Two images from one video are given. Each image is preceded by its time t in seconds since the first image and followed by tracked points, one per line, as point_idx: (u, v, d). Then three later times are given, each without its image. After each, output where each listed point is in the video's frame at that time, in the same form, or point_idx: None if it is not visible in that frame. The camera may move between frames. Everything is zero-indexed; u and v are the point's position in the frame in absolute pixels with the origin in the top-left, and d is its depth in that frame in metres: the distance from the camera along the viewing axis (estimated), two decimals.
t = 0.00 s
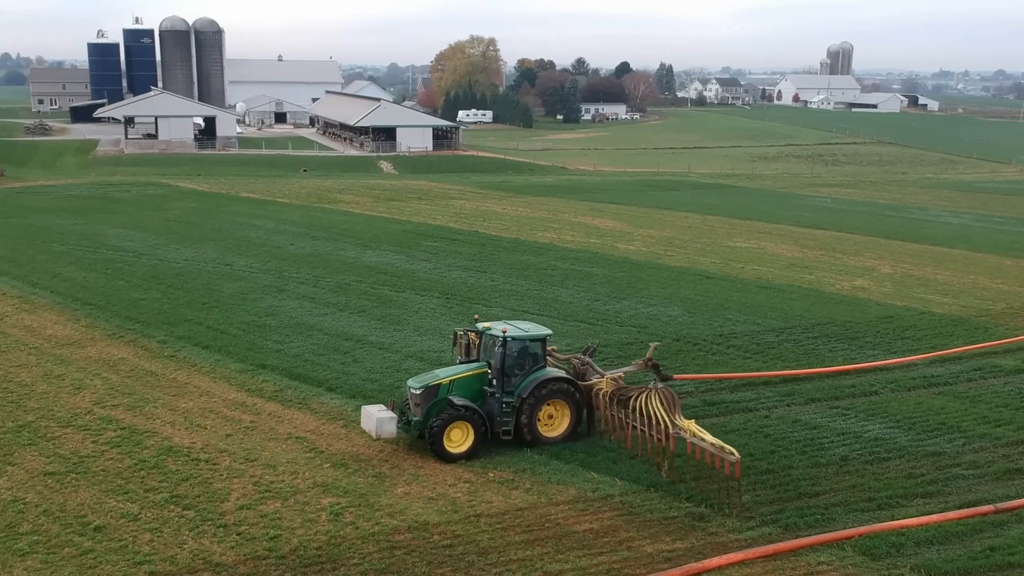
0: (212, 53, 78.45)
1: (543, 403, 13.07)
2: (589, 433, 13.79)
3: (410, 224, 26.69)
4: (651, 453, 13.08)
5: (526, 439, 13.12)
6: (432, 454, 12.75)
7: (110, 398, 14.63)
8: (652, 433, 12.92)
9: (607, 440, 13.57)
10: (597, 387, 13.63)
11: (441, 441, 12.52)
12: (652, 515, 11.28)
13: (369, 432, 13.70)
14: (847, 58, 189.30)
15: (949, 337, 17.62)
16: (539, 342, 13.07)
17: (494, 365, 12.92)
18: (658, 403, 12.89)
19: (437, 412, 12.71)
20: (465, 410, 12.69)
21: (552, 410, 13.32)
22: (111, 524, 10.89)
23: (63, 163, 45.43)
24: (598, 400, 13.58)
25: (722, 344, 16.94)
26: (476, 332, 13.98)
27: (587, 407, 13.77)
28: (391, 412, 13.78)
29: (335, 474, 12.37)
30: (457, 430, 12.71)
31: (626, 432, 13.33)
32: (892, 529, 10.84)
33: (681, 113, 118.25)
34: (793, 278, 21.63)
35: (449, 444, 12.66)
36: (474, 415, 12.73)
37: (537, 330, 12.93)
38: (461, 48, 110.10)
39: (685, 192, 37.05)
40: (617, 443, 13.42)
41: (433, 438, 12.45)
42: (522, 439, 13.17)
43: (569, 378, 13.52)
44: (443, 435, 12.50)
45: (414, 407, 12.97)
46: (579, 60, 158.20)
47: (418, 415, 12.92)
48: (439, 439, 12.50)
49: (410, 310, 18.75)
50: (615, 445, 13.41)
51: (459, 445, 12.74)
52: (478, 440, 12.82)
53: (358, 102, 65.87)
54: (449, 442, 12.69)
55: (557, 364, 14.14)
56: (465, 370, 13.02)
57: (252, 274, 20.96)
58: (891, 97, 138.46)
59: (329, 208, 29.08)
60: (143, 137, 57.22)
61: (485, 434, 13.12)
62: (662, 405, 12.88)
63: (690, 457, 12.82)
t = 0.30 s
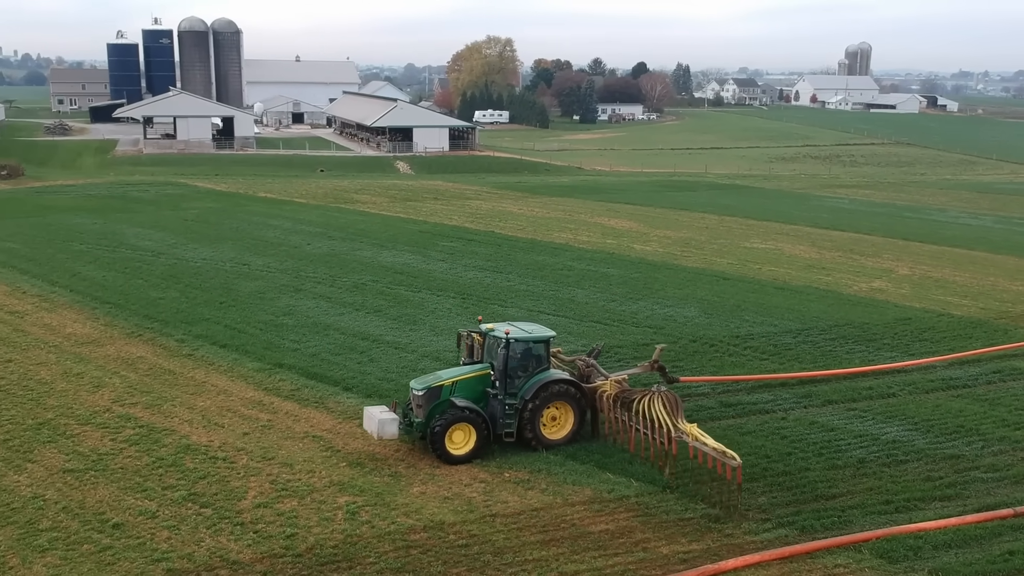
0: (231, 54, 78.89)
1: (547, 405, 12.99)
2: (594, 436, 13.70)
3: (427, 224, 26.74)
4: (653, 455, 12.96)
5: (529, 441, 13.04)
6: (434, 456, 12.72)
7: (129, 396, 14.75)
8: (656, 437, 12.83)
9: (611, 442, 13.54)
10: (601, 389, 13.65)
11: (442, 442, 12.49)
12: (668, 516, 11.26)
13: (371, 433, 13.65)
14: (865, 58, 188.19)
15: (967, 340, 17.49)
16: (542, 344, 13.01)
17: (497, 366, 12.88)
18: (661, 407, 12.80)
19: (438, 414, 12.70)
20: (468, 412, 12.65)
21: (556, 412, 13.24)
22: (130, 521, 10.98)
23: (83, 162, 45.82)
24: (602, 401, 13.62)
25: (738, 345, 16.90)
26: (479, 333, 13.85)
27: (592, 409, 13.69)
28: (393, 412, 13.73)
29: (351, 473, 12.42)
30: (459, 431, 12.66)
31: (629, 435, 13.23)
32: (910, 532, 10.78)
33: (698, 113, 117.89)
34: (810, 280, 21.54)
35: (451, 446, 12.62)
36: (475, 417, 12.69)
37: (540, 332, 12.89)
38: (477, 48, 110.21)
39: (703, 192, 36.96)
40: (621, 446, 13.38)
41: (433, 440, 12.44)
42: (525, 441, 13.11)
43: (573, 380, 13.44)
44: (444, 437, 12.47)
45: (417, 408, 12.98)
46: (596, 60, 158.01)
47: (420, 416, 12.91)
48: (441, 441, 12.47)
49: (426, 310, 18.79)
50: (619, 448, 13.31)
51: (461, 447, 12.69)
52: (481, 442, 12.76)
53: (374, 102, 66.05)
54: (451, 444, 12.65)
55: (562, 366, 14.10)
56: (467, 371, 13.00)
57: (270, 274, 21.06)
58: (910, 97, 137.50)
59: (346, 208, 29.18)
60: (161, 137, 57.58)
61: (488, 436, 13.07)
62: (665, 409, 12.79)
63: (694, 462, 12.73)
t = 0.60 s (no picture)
0: (249, 55, 79.35)
1: (550, 406, 12.93)
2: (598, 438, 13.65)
3: (443, 224, 26.79)
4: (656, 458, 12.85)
5: (532, 443, 12.97)
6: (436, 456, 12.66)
7: (147, 394, 14.86)
8: (659, 440, 12.65)
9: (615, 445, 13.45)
10: (605, 391, 13.64)
11: (444, 443, 12.44)
12: (684, 518, 11.25)
13: (373, 435, 13.52)
14: (884, 59, 187.21)
15: (986, 342, 17.36)
16: (545, 345, 13.01)
17: (500, 367, 12.89)
18: (663, 410, 12.62)
19: (441, 415, 12.72)
20: (470, 413, 12.63)
21: (559, 414, 13.18)
22: (148, 518, 11.06)
23: (103, 162, 46.18)
24: (607, 404, 13.57)
25: (755, 346, 16.86)
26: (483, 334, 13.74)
27: (596, 411, 13.67)
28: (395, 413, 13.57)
29: (367, 472, 12.47)
30: (461, 433, 12.62)
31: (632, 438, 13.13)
32: (927, 535, 10.73)
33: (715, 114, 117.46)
34: (828, 281, 21.46)
35: (453, 447, 12.58)
36: (478, 418, 12.66)
37: (543, 333, 12.90)
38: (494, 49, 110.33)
39: (720, 193, 36.86)
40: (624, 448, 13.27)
41: (435, 440, 12.41)
42: (529, 443, 13.05)
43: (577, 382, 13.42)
44: (446, 438, 12.44)
45: (420, 410, 13.02)
46: (613, 60, 157.87)
47: (422, 417, 12.94)
48: (443, 442, 12.42)
49: (442, 309, 18.83)
50: (622, 450, 13.23)
51: (463, 449, 12.64)
52: (483, 443, 12.70)
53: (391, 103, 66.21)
54: (453, 445, 12.61)
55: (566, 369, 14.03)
56: (470, 372, 13.01)
57: (287, 273, 21.16)
58: (930, 99, 136.56)
59: (363, 208, 29.29)
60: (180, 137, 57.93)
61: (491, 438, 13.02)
62: (668, 411, 12.61)
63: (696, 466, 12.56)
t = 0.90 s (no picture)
0: (267, 55, 79.75)
1: (553, 409, 12.86)
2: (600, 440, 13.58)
3: (459, 224, 26.84)
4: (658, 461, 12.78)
5: (534, 445, 12.91)
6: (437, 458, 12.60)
7: (165, 392, 14.97)
8: (661, 443, 12.57)
9: (618, 447, 13.38)
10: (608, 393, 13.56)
11: (446, 446, 12.38)
12: (699, 519, 11.23)
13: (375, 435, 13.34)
14: (902, 59, 185.93)
15: (1006, 344, 17.24)
16: (548, 347, 12.89)
17: (502, 369, 12.77)
18: (666, 413, 12.53)
19: (442, 417, 12.61)
20: (472, 415, 12.53)
21: (561, 416, 13.12)
22: (166, 515, 11.14)
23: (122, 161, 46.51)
24: (610, 406, 13.46)
25: (772, 348, 16.81)
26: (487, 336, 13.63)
27: (599, 413, 13.60)
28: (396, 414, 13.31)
29: (383, 471, 12.52)
30: (463, 435, 12.55)
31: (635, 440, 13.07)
32: (945, 538, 10.67)
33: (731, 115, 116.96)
34: (845, 282, 21.37)
35: (454, 449, 12.51)
36: (480, 421, 12.57)
37: (546, 335, 12.77)
38: (510, 49, 110.53)
39: (737, 194, 36.74)
40: (626, 451, 13.22)
41: (437, 443, 12.33)
42: (530, 445, 12.98)
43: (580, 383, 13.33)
44: (447, 440, 12.37)
45: (420, 411, 12.85)
46: (629, 61, 157.53)
47: (423, 418, 12.79)
48: (444, 444, 12.36)
49: (458, 309, 18.86)
50: (625, 452, 13.18)
51: (465, 451, 12.58)
52: (484, 446, 12.64)
53: (407, 103, 66.36)
54: (454, 447, 12.54)
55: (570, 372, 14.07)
56: (472, 374, 12.88)
57: (303, 272, 21.26)
58: (949, 99, 135.46)
59: (379, 208, 29.38)
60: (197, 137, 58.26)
61: (492, 440, 12.94)
62: (671, 415, 12.52)
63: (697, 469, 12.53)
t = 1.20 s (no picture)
0: (284, 56, 80.13)
1: (555, 411, 12.76)
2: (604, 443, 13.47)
3: (475, 224, 26.89)
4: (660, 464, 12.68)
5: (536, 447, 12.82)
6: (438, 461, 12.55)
7: (183, 390, 15.08)
8: (663, 446, 12.49)
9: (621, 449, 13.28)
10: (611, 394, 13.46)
11: (447, 448, 12.33)
12: (715, 521, 11.21)
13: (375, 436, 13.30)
14: (921, 59, 184.69)
15: None
16: (551, 349, 12.77)
17: (504, 370, 12.68)
18: (668, 415, 12.50)
19: (443, 419, 12.53)
20: (473, 418, 12.45)
21: (564, 418, 13.02)
22: (183, 513, 11.21)
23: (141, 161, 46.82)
24: (613, 408, 13.35)
25: (788, 349, 16.76)
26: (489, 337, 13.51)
27: (603, 415, 13.49)
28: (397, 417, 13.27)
29: (398, 471, 12.56)
30: (464, 438, 12.48)
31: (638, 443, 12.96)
32: (963, 542, 10.62)
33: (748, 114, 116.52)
34: (862, 283, 21.29)
35: (455, 452, 12.46)
36: (481, 423, 12.49)
37: (549, 336, 12.64)
38: (526, 49, 110.61)
39: (754, 194, 36.64)
40: (629, 454, 13.11)
41: (438, 445, 12.28)
42: (532, 447, 12.90)
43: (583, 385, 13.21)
44: (448, 442, 12.31)
45: (422, 413, 12.76)
46: (646, 61, 157.20)
47: (425, 421, 12.71)
48: (445, 447, 12.31)
49: (474, 309, 18.88)
50: (627, 455, 13.08)
51: (465, 453, 12.52)
52: (486, 448, 12.58)
53: (423, 103, 66.51)
54: (455, 450, 12.48)
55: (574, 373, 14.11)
56: (474, 375, 12.79)
57: (320, 272, 21.35)
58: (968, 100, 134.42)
59: (396, 208, 29.49)
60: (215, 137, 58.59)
61: (494, 442, 12.87)
62: (672, 417, 12.49)
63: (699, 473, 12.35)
